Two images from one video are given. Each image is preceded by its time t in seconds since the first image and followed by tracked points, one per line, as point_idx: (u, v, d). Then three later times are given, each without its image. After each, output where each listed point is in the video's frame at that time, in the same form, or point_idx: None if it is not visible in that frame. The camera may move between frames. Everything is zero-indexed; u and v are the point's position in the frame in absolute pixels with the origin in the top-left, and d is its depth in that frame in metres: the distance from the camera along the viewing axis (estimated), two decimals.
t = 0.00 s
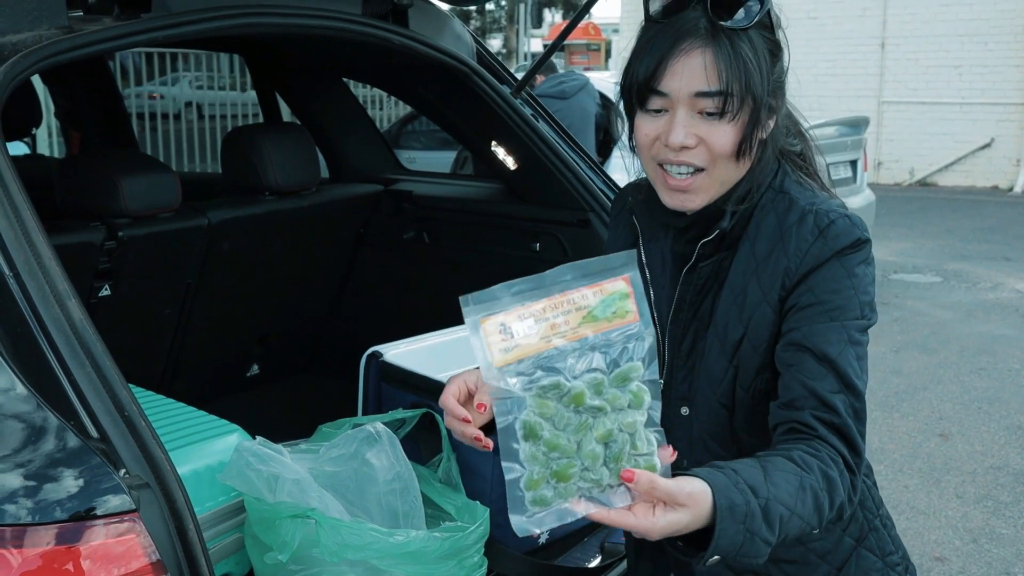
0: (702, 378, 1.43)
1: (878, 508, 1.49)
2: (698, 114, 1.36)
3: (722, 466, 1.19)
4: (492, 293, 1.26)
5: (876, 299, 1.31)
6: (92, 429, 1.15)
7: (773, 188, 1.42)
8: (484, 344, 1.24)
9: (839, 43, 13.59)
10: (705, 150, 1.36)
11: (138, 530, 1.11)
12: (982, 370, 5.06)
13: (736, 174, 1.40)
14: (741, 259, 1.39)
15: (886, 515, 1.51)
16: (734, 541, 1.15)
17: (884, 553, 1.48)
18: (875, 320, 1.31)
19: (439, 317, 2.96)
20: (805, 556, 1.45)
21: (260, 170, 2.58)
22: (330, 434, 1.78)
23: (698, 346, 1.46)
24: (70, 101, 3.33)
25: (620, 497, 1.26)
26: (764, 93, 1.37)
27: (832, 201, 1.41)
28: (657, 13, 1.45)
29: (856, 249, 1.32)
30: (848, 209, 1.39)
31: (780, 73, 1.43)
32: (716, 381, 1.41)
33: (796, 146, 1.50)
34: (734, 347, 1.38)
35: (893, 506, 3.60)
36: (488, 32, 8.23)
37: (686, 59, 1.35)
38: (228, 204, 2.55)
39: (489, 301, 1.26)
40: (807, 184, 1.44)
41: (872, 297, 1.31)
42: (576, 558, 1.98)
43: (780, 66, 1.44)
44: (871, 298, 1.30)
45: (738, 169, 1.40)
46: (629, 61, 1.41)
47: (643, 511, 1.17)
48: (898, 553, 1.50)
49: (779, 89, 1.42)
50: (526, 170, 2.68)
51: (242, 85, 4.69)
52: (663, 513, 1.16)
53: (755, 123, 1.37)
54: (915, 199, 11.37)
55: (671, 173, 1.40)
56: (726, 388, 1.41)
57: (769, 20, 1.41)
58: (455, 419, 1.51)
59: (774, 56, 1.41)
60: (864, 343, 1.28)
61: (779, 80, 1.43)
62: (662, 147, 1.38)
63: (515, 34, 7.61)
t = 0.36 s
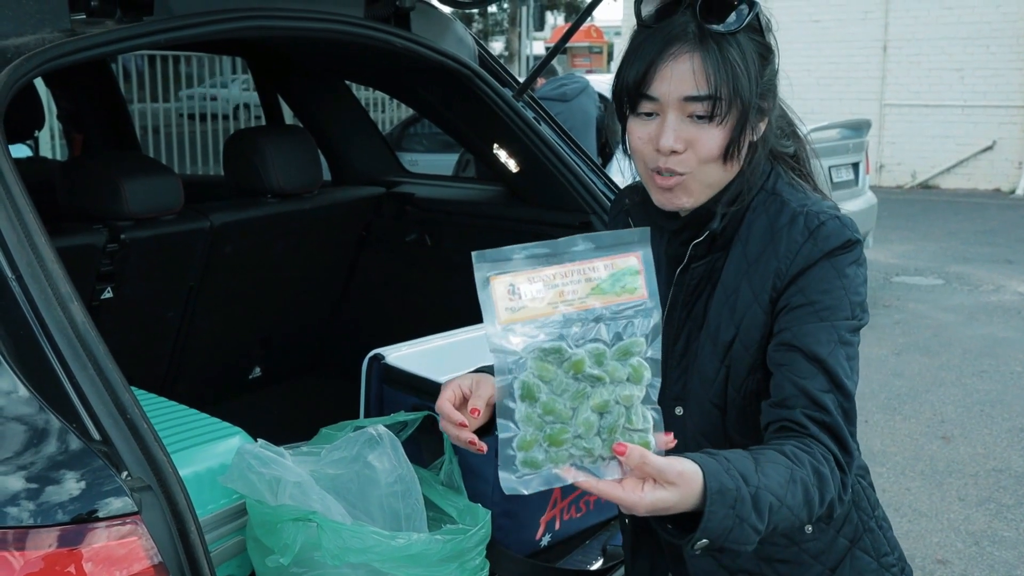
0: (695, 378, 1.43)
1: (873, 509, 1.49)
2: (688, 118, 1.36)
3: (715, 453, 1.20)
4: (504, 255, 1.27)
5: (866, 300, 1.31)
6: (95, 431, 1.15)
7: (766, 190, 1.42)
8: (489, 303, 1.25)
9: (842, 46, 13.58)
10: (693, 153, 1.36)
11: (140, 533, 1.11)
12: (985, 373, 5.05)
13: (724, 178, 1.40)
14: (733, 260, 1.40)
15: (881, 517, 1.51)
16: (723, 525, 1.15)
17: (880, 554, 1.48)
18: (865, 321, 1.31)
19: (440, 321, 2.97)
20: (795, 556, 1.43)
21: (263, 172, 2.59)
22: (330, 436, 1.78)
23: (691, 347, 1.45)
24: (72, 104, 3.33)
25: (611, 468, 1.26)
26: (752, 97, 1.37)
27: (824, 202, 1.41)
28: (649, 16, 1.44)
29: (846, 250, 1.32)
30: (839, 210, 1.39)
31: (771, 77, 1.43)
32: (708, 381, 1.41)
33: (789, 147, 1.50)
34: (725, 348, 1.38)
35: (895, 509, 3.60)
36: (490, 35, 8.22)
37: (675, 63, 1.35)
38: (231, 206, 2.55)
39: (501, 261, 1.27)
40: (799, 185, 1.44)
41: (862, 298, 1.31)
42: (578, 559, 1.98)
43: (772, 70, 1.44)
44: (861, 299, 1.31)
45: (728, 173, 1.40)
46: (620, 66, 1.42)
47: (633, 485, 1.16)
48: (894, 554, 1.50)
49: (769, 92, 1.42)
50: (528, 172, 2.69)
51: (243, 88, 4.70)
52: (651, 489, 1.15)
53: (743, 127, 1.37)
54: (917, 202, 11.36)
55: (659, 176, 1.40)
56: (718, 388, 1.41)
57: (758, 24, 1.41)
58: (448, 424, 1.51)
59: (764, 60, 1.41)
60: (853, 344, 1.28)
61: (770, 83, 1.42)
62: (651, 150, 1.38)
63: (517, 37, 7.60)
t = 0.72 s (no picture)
0: (692, 379, 1.43)
1: (872, 511, 1.49)
2: (684, 119, 1.36)
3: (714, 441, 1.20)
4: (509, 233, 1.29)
5: (863, 301, 1.31)
6: (97, 433, 1.15)
7: (764, 190, 1.42)
8: (494, 278, 1.27)
9: (842, 48, 13.58)
10: (690, 154, 1.37)
11: (142, 535, 1.10)
12: (985, 375, 5.05)
13: (722, 179, 1.40)
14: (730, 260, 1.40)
15: (879, 519, 1.51)
16: (720, 511, 1.15)
17: (879, 555, 1.48)
18: (862, 322, 1.30)
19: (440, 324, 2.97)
20: (795, 558, 1.43)
21: (264, 174, 2.59)
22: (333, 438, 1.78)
23: (689, 349, 1.45)
24: (73, 106, 3.33)
25: (609, 449, 1.25)
26: (749, 98, 1.37)
27: (821, 203, 1.41)
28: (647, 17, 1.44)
29: (842, 250, 1.31)
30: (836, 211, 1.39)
31: (768, 77, 1.43)
32: (705, 381, 1.41)
33: (788, 148, 1.50)
34: (722, 348, 1.39)
35: (896, 512, 3.59)
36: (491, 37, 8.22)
37: (672, 63, 1.36)
38: (232, 208, 2.55)
39: (507, 237, 1.30)
40: (797, 186, 1.44)
41: (859, 299, 1.30)
42: (579, 561, 1.97)
43: (770, 70, 1.44)
44: (857, 299, 1.30)
45: (726, 173, 1.40)
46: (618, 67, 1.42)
47: (631, 466, 1.16)
48: (893, 556, 1.50)
49: (767, 92, 1.42)
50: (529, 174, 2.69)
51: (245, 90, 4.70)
52: (648, 471, 1.15)
53: (740, 128, 1.37)
54: (918, 205, 11.37)
55: (657, 177, 1.41)
56: (715, 389, 1.41)
57: (755, 24, 1.41)
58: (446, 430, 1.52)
59: (761, 59, 1.42)
60: (849, 343, 1.27)
61: (767, 83, 1.42)
62: (650, 151, 1.39)
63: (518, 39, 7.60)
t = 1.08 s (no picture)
0: (694, 380, 1.43)
1: (873, 512, 1.49)
2: (684, 120, 1.36)
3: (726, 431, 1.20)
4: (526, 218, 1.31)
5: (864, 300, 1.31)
6: (97, 434, 1.15)
7: (765, 191, 1.42)
8: (511, 260, 1.28)
9: (842, 50, 13.59)
10: (691, 155, 1.37)
11: (143, 536, 1.10)
12: (985, 377, 5.05)
13: (723, 179, 1.40)
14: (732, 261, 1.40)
15: (880, 519, 1.51)
16: (734, 499, 1.15)
17: (880, 555, 1.48)
18: (863, 321, 1.30)
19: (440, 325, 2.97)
20: (796, 559, 1.42)
21: (264, 175, 2.59)
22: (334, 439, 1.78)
23: (692, 349, 1.46)
24: (73, 107, 3.32)
25: (623, 433, 1.24)
26: (748, 98, 1.37)
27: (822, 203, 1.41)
28: (646, 19, 1.45)
29: (844, 249, 1.32)
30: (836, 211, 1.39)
31: (767, 78, 1.43)
32: (707, 381, 1.41)
33: (788, 149, 1.50)
34: (724, 348, 1.38)
35: (896, 514, 3.59)
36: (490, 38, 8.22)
37: (670, 65, 1.36)
38: (232, 209, 2.56)
39: (525, 218, 1.31)
40: (797, 185, 1.44)
41: (861, 298, 1.30)
42: (580, 563, 1.97)
43: (769, 71, 1.44)
44: (860, 298, 1.30)
45: (725, 174, 1.40)
46: (617, 70, 1.43)
47: (646, 451, 1.14)
48: (894, 557, 1.50)
49: (766, 92, 1.42)
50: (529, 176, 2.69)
51: (245, 91, 4.70)
52: (664, 457, 1.14)
53: (740, 128, 1.37)
54: (917, 206, 11.37)
55: (658, 178, 1.41)
56: (716, 390, 1.40)
57: (752, 25, 1.41)
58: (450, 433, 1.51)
59: (760, 61, 1.41)
60: (852, 341, 1.28)
61: (766, 84, 1.42)
62: (650, 153, 1.39)
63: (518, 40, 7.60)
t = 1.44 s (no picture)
0: (694, 380, 1.42)
1: (873, 513, 1.49)
2: (684, 120, 1.37)
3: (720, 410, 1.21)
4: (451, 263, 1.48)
5: (864, 300, 1.32)
6: (98, 434, 1.15)
7: (767, 192, 1.42)
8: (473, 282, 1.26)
9: (841, 51, 13.59)
10: (690, 155, 1.37)
11: (144, 537, 1.10)
12: (985, 379, 5.05)
13: (722, 180, 1.40)
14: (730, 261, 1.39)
15: (881, 521, 1.51)
16: (722, 467, 1.15)
17: (880, 557, 1.48)
18: (863, 322, 1.31)
19: (440, 326, 2.97)
20: (794, 559, 1.42)
21: (266, 177, 2.59)
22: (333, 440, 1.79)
23: (693, 348, 1.45)
24: (73, 108, 3.32)
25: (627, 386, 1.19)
26: (749, 98, 1.37)
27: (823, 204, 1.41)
28: (650, 19, 1.44)
29: (843, 250, 1.32)
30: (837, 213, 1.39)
31: (771, 78, 1.42)
32: (706, 382, 1.39)
33: (791, 151, 1.50)
34: (724, 347, 1.38)
35: (896, 515, 3.59)
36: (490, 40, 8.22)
37: (671, 65, 1.37)
38: (232, 211, 2.56)
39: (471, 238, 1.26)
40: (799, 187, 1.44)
41: (861, 299, 1.31)
42: (580, 564, 1.97)
43: (773, 72, 1.44)
44: (860, 299, 1.31)
45: (726, 175, 1.40)
46: (620, 69, 1.43)
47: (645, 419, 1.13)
48: (894, 559, 1.50)
49: (769, 93, 1.42)
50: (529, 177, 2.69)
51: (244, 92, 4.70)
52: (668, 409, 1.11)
53: (740, 128, 1.37)
54: (917, 208, 11.37)
55: (658, 178, 1.41)
56: (716, 391, 1.39)
57: (755, 25, 1.41)
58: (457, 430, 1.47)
59: (763, 62, 1.41)
60: (851, 341, 1.28)
61: (769, 84, 1.42)
62: (651, 153, 1.39)
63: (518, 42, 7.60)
